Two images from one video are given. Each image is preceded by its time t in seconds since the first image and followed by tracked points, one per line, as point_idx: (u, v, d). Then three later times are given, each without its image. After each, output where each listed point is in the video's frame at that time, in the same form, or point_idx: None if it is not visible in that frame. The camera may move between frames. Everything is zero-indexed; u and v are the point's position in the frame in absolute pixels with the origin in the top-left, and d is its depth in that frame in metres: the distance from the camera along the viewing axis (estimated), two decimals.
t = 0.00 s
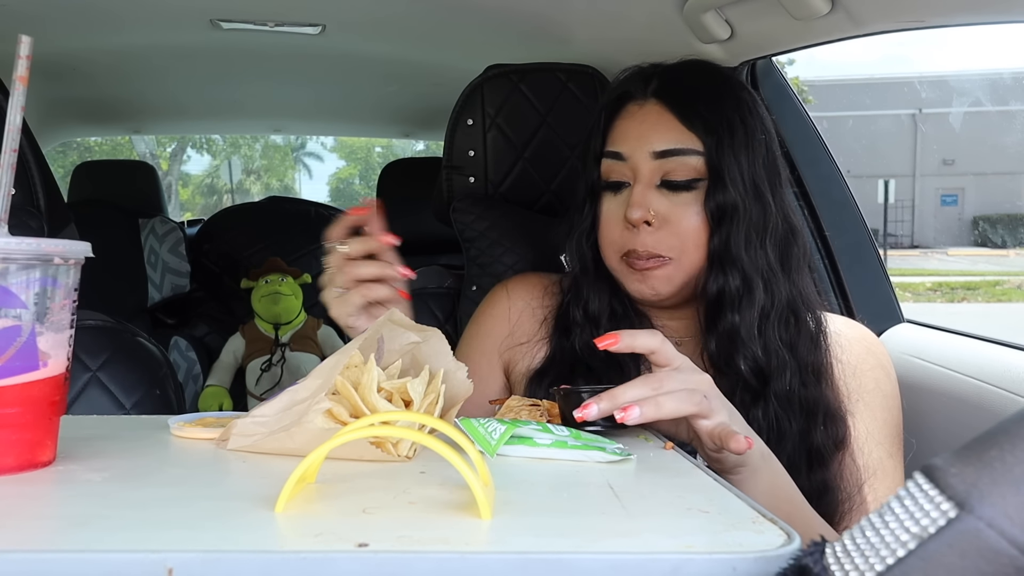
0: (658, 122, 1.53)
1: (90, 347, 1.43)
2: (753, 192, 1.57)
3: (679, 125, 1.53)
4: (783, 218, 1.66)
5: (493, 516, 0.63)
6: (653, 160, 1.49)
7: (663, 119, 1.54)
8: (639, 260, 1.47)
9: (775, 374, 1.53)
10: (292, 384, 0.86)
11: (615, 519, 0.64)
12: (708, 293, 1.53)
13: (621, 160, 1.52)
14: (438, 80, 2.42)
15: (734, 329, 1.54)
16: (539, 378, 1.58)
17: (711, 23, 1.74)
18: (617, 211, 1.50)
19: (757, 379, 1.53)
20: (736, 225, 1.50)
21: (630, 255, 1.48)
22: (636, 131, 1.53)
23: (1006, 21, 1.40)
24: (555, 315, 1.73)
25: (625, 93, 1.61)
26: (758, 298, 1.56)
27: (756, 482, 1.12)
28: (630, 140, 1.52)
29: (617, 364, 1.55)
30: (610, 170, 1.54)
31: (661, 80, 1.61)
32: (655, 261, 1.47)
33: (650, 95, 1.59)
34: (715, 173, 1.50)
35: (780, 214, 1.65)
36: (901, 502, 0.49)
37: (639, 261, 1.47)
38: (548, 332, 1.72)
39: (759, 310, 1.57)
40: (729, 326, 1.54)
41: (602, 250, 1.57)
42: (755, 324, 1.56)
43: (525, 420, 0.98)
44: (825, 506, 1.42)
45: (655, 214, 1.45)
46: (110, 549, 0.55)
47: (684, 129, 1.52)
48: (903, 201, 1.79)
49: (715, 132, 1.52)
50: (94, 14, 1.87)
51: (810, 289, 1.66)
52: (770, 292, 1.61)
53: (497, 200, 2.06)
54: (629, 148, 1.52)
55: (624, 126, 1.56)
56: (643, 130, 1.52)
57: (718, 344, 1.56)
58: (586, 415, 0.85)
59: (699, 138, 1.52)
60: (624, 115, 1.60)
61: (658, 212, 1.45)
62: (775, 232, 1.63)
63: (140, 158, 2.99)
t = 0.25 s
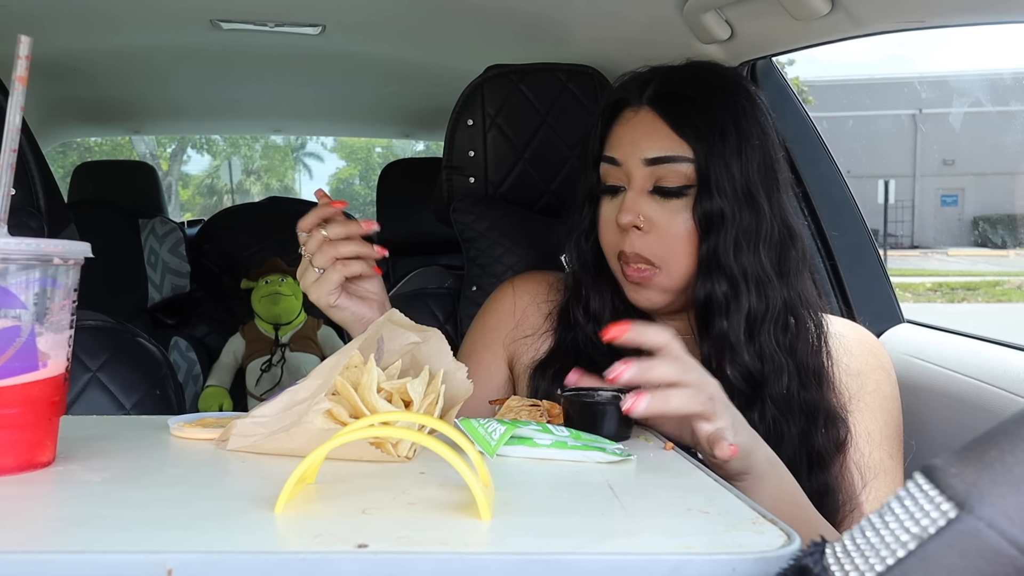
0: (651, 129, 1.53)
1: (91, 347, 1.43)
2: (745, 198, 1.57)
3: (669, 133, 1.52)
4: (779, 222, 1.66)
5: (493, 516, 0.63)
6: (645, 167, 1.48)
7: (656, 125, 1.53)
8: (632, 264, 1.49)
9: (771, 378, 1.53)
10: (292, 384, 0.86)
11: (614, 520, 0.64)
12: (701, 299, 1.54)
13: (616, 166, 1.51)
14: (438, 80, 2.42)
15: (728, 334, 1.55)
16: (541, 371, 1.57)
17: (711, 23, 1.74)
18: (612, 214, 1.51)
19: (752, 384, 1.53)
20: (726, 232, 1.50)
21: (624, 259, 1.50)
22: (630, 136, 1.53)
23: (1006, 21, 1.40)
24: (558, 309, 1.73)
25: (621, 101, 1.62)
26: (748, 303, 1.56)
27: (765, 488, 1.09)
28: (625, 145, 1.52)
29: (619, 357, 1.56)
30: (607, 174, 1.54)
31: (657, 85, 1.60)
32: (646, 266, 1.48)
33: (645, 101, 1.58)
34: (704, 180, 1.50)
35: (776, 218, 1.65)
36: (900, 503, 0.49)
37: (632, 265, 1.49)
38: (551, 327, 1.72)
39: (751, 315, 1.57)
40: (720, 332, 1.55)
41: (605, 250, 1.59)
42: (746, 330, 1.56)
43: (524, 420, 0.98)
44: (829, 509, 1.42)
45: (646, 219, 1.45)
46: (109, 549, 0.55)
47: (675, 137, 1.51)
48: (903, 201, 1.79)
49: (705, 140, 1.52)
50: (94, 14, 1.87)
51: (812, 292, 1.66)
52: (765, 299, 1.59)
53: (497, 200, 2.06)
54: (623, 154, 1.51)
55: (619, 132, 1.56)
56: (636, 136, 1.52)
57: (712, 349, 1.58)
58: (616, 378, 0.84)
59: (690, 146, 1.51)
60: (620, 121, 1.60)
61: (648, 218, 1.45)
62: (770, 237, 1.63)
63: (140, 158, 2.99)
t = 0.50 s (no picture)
0: (642, 127, 1.53)
1: (91, 347, 1.43)
2: (736, 195, 1.57)
3: (662, 130, 1.52)
4: (772, 219, 1.66)
5: (492, 516, 0.63)
6: (638, 164, 1.48)
7: (648, 123, 1.53)
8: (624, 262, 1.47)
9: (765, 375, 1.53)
10: (292, 383, 0.86)
11: (614, 519, 0.64)
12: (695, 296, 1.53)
13: (609, 164, 1.51)
14: (438, 80, 2.42)
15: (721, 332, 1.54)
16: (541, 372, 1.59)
17: (711, 22, 1.74)
18: (605, 214, 1.50)
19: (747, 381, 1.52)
20: (718, 229, 1.50)
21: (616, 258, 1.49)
22: (622, 135, 1.53)
23: (1006, 21, 1.40)
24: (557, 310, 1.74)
25: (613, 100, 1.63)
26: (739, 299, 1.57)
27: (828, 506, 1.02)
28: (617, 144, 1.52)
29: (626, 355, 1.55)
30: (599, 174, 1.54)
31: (649, 85, 1.60)
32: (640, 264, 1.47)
33: (637, 101, 1.58)
34: (696, 177, 1.49)
35: (768, 215, 1.65)
36: (900, 502, 0.49)
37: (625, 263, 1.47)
38: (551, 327, 1.73)
39: (739, 312, 1.58)
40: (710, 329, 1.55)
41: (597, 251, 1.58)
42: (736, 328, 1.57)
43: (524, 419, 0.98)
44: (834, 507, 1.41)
45: (639, 216, 1.44)
46: (108, 549, 0.55)
47: (667, 134, 1.51)
48: (903, 200, 1.78)
49: (695, 137, 1.52)
50: (94, 13, 1.87)
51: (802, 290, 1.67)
52: (757, 295, 1.60)
53: (497, 199, 2.06)
54: (616, 152, 1.51)
55: (611, 132, 1.57)
56: (628, 134, 1.52)
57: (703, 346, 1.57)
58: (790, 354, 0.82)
59: (682, 142, 1.51)
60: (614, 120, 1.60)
61: (641, 215, 1.45)
62: (763, 235, 1.63)
63: (140, 158, 2.99)
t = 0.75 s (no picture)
0: (649, 126, 1.53)
1: (91, 347, 1.43)
2: (744, 195, 1.57)
3: (670, 128, 1.52)
4: (778, 219, 1.66)
5: (493, 516, 0.63)
6: (645, 163, 1.48)
7: (655, 122, 1.53)
8: (630, 262, 1.47)
9: (770, 378, 1.53)
10: (291, 384, 0.86)
11: (615, 519, 0.64)
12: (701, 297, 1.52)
13: (615, 164, 1.51)
14: (438, 80, 2.42)
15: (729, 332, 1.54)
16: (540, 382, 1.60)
17: (711, 23, 1.74)
18: (610, 213, 1.50)
19: (753, 385, 1.52)
20: (726, 230, 1.50)
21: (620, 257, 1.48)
22: (628, 134, 1.53)
23: (1006, 21, 1.40)
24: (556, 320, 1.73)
25: (619, 97, 1.62)
26: (748, 301, 1.56)
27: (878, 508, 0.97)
28: (622, 143, 1.52)
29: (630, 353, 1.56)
30: (604, 173, 1.54)
31: (656, 82, 1.60)
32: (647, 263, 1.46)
33: (643, 98, 1.58)
34: (705, 176, 1.50)
35: (775, 216, 1.65)
36: (901, 503, 0.49)
37: (630, 263, 1.47)
38: (550, 337, 1.72)
39: (749, 314, 1.56)
40: (717, 331, 1.54)
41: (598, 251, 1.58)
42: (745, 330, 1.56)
43: (524, 420, 0.98)
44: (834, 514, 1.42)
45: (646, 216, 1.44)
46: (109, 549, 0.55)
47: (675, 132, 1.51)
48: (903, 201, 1.78)
49: (705, 135, 1.52)
50: (94, 15, 1.87)
51: (811, 293, 1.66)
52: (765, 296, 1.59)
53: (497, 200, 2.06)
54: (622, 151, 1.51)
55: (616, 130, 1.56)
56: (634, 133, 1.52)
57: (710, 348, 1.56)
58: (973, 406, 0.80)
59: (690, 141, 1.51)
60: (619, 118, 1.60)
61: (648, 214, 1.45)
62: (770, 235, 1.63)
63: (140, 158, 2.99)
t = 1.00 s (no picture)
0: (647, 124, 1.52)
1: (91, 346, 1.43)
2: (742, 197, 1.57)
3: (668, 127, 1.51)
4: (776, 222, 1.66)
5: (493, 515, 0.63)
6: (643, 163, 1.47)
7: (653, 120, 1.53)
8: (626, 263, 1.46)
9: (767, 383, 1.53)
10: (292, 384, 0.86)
11: (616, 519, 0.64)
12: (699, 300, 1.51)
13: (611, 163, 1.51)
14: (438, 80, 2.42)
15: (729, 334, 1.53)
16: (536, 387, 1.60)
17: (711, 22, 1.74)
18: (606, 213, 1.49)
19: (749, 391, 1.52)
20: (723, 232, 1.50)
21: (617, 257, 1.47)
22: (625, 133, 1.52)
23: (1006, 21, 1.40)
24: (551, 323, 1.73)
25: (617, 94, 1.62)
26: (744, 304, 1.56)
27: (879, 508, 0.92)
28: (619, 142, 1.51)
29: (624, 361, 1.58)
30: (600, 172, 1.53)
31: (654, 80, 1.60)
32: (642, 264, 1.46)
33: (640, 96, 1.58)
34: (703, 177, 1.50)
35: (773, 218, 1.65)
36: (901, 502, 0.49)
37: (626, 263, 1.46)
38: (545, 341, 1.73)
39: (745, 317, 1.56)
40: (715, 336, 1.53)
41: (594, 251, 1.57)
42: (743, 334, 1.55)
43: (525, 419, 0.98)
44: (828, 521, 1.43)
45: (643, 216, 1.44)
46: (109, 548, 0.55)
47: (674, 131, 1.51)
48: (903, 201, 1.78)
49: (704, 136, 1.52)
50: (95, 14, 1.87)
51: (807, 296, 1.66)
52: (762, 300, 1.60)
53: (497, 199, 2.06)
54: (619, 150, 1.50)
55: (613, 130, 1.56)
56: (632, 132, 1.52)
57: (709, 355, 1.54)
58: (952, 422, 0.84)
59: (688, 140, 1.51)
60: (615, 115, 1.60)
61: (646, 214, 1.44)
62: (768, 238, 1.63)
63: (140, 158, 2.99)
